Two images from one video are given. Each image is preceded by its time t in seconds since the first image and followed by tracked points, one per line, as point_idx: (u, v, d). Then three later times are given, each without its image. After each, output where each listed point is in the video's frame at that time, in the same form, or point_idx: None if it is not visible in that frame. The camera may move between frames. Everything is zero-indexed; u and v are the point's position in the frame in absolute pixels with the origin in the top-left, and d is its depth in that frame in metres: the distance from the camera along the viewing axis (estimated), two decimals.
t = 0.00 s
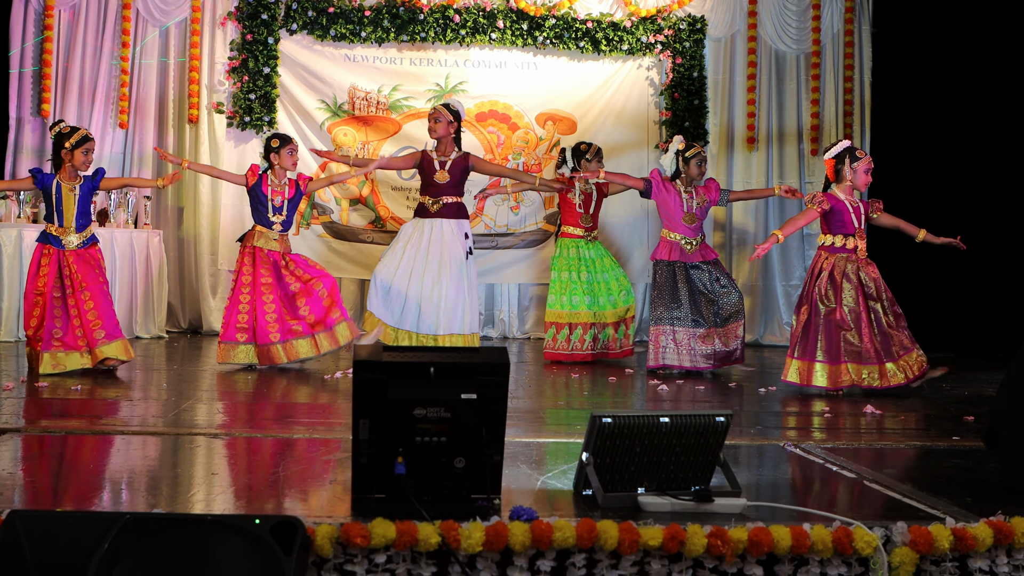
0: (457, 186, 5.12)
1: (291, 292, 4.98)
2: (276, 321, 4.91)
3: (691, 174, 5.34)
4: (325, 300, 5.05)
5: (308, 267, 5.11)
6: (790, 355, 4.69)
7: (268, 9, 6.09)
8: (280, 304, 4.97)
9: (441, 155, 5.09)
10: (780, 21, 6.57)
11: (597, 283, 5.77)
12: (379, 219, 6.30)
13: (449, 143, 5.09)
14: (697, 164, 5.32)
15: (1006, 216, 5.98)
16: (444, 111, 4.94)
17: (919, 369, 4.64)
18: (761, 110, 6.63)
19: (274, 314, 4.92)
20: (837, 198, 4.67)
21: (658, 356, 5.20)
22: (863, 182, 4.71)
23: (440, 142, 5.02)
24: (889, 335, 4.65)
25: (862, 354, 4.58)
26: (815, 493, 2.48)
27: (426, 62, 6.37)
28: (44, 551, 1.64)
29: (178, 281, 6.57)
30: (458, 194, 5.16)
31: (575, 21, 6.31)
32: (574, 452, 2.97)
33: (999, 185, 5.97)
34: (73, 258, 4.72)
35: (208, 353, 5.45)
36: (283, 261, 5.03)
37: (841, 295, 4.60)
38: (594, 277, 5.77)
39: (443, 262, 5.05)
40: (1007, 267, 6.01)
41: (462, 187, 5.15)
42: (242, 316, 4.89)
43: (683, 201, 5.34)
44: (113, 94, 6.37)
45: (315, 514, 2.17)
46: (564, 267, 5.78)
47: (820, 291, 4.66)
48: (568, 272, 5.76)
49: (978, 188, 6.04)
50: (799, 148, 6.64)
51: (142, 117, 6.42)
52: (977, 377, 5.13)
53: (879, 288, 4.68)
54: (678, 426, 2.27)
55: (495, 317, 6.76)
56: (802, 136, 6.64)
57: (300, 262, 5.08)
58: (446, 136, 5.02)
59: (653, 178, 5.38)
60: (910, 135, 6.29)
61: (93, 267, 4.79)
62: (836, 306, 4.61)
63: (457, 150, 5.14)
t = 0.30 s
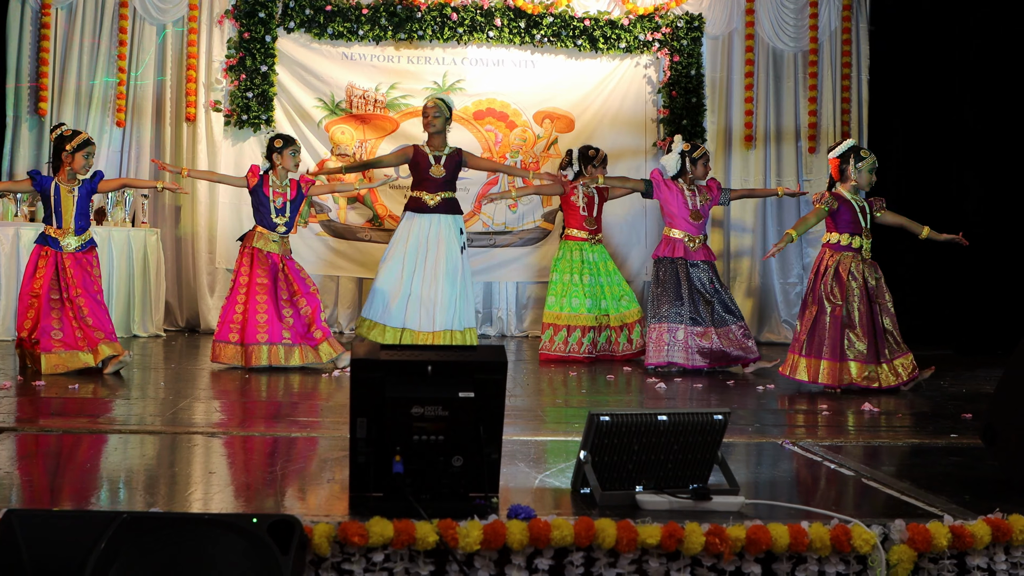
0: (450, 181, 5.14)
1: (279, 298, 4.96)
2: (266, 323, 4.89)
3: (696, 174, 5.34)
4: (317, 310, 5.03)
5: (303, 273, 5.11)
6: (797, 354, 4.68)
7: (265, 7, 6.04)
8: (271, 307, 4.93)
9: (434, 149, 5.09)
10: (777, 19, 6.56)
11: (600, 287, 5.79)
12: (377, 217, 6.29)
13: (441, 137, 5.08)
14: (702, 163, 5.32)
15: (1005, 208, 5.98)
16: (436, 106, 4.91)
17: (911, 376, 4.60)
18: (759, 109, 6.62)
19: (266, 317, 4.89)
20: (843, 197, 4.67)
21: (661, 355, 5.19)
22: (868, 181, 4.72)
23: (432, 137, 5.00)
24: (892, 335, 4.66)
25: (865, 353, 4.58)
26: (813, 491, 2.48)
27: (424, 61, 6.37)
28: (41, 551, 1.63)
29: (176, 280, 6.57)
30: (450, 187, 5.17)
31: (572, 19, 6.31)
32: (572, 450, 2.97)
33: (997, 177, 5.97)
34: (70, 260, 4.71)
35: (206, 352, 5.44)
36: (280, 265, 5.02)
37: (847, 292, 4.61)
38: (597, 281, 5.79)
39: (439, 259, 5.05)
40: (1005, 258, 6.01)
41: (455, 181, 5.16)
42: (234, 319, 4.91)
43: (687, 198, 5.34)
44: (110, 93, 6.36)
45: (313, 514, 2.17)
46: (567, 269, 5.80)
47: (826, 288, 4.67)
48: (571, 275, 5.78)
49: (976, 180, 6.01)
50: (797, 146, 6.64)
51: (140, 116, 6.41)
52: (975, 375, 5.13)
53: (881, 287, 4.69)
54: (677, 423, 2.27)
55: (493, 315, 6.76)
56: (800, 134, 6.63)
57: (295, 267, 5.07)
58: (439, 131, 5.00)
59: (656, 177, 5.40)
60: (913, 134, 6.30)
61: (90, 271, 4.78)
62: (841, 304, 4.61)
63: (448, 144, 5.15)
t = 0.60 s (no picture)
0: (432, 178, 5.15)
1: (279, 297, 4.95)
2: (264, 322, 4.88)
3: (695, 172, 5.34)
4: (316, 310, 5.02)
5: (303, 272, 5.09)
6: (792, 350, 4.70)
7: (263, 6, 6.04)
8: (270, 306, 4.94)
9: (418, 147, 5.09)
10: (775, 18, 6.56)
11: (600, 286, 5.78)
12: (375, 216, 6.29)
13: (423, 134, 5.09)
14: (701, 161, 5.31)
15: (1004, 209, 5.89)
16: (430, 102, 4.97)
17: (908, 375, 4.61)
18: (757, 107, 6.62)
19: (264, 316, 4.89)
20: (843, 196, 4.67)
21: (659, 353, 5.20)
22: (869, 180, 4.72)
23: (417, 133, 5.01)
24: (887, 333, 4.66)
25: (859, 352, 4.58)
26: (811, 490, 2.48)
27: (422, 59, 6.36)
28: (38, 549, 1.63)
29: (174, 278, 6.56)
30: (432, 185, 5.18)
31: (570, 18, 6.30)
32: (570, 449, 2.97)
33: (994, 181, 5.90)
34: (70, 259, 4.70)
35: (203, 351, 5.43)
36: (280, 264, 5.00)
37: (840, 291, 4.61)
38: (597, 280, 5.78)
39: (436, 256, 5.14)
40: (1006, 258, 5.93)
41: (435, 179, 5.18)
42: (232, 317, 4.92)
43: (687, 197, 5.34)
44: (108, 92, 6.35)
45: (311, 512, 2.16)
46: (567, 268, 5.80)
47: (819, 285, 4.68)
48: (571, 274, 5.78)
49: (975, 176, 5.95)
50: (795, 144, 6.64)
51: (137, 114, 6.40)
52: (973, 373, 5.13)
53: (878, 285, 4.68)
54: (674, 422, 2.27)
55: (491, 314, 6.75)
56: (798, 132, 6.64)
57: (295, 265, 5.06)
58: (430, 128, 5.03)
59: (656, 175, 5.41)
60: (910, 134, 6.37)
61: (90, 269, 4.78)
62: (834, 302, 4.62)
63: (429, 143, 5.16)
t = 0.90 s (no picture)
0: (423, 180, 5.20)
1: (278, 296, 4.95)
2: (263, 322, 4.88)
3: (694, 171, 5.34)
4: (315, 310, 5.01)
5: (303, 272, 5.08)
6: (786, 350, 4.68)
7: (262, 5, 6.04)
8: (269, 306, 4.93)
9: (409, 149, 5.16)
10: (774, 17, 6.56)
11: (598, 284, 5.78)
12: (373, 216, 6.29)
13: (413, 137, 5.16)
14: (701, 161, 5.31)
15: (1003, 207, 5.91)
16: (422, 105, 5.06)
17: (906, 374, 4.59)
18: (755, 107, 6.62)
19: (263, 317, 4.88)
20: (839, 195, 4.67)
21: (657, 352, 5.21)
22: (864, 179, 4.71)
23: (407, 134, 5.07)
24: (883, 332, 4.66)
25: (855, 351, 4.59)
26: (810, 489, 2.49)
27: (420, 59, 6.36)
28: (38, 549, 1.63)
29: (173, 278, 6.55)
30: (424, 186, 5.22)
31: (568, 17, 6.30)
32: (569, 448, 2.97)
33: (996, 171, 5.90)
34: (70, 258, 4.69)
35: (202, 351, 5.43)
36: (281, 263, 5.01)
37: (835, 290, 4.62)
38: (595, 278, 5.77)
39: (436, 256, 5.15)
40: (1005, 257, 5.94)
41: (427, 181, 5.23)
42: (230, 316, 4.92)
43: (686, 196, 5.33)
44: (107, 91, 6.34)
45: (309, 512, 2.16)
46: (565, 268, 5.79)
47: (814, 285, 4.69)
48: (569, 272, 5.78)
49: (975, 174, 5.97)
50: (793, 144, 6.65)
51: (136, 114, 6.40)
52: (972, 372, 5.14)
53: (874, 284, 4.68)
54: (672, 422, 2.27)
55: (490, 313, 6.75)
56: (796, 132, 6.65)
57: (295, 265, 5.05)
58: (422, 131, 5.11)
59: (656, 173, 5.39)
60: (908, 133, 6.35)
61: (90, 269, 4.77)
62: (829, 301, 4.62)
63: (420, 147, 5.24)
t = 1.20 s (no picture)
0: (431, 180, 5.19)
1: (278, 296, 4.95)
2: (263, 322, 4.88)
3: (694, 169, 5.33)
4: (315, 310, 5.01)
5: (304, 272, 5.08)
6: (789, 351, 4.69)
7: (261, 5, 6.05)
8: (269, 306, 4.93)
9: (415, 149, 5.13)
10: (772, 16, 6.56)
11: (597, 284, 5.78)
12: (373, 216, 6.29)
13: (416, 138, 5.15)
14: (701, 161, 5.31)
15: (1003, 206, 5.90)
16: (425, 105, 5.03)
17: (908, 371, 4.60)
18: (755, 105, 6.62)
19: (263, 317, 4.89)
20: (835, 195, 4.67)
21: (657, 351, 5.22)
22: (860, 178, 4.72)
23: (411, 136, 5.06)
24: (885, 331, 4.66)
25: (857, 350, 4.58)
26: (810, 488, 2.49)
27: (420, 59, 6.35)
28: (38, 549, 1.63)
29: (173, 278, 6.55)
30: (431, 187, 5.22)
31: (568, 17, 6.29)
32: (570, 448, 2.97)
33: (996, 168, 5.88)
34: (70, 259, 4.69)
35: (202, 351, 5.43)
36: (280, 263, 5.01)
37: (836, 290, 4.62)
38: (594, 277, 5.78)
39: (436, 257, 5.13)
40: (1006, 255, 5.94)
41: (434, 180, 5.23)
42: (230, 316, 4.92)
43: (686, 195, 5.34)
44: (107, 92, 6.34)
45: (310, 512, 2.16)
46: (565, 267, 5.80)
47: (815, 285, 4.69)
48: (569, 271, 5.78)
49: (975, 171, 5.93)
50: (793, 143, 6.65)
51: (136, 114, 6.40)
52: (971, 371, 5.14)
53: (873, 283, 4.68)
54: (672, 421, 2.27)
55: (490, 313, 6.75)
56: (796, 131, 6.64)
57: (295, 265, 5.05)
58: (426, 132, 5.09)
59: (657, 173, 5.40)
60: (907, 131, 6.36)
61: (89, 270, 4.77)
62: (830, 301, 4.63)
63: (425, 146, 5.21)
